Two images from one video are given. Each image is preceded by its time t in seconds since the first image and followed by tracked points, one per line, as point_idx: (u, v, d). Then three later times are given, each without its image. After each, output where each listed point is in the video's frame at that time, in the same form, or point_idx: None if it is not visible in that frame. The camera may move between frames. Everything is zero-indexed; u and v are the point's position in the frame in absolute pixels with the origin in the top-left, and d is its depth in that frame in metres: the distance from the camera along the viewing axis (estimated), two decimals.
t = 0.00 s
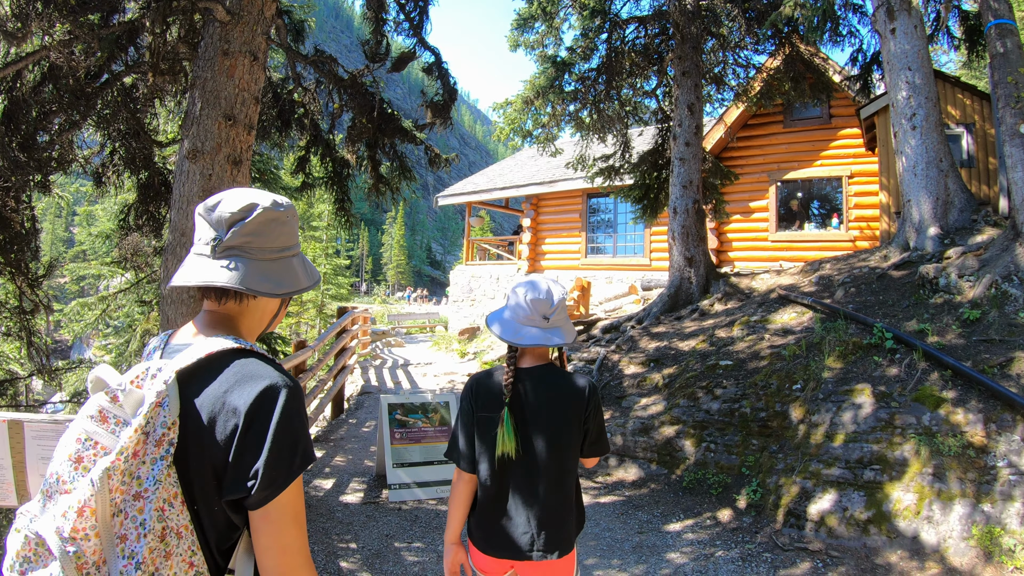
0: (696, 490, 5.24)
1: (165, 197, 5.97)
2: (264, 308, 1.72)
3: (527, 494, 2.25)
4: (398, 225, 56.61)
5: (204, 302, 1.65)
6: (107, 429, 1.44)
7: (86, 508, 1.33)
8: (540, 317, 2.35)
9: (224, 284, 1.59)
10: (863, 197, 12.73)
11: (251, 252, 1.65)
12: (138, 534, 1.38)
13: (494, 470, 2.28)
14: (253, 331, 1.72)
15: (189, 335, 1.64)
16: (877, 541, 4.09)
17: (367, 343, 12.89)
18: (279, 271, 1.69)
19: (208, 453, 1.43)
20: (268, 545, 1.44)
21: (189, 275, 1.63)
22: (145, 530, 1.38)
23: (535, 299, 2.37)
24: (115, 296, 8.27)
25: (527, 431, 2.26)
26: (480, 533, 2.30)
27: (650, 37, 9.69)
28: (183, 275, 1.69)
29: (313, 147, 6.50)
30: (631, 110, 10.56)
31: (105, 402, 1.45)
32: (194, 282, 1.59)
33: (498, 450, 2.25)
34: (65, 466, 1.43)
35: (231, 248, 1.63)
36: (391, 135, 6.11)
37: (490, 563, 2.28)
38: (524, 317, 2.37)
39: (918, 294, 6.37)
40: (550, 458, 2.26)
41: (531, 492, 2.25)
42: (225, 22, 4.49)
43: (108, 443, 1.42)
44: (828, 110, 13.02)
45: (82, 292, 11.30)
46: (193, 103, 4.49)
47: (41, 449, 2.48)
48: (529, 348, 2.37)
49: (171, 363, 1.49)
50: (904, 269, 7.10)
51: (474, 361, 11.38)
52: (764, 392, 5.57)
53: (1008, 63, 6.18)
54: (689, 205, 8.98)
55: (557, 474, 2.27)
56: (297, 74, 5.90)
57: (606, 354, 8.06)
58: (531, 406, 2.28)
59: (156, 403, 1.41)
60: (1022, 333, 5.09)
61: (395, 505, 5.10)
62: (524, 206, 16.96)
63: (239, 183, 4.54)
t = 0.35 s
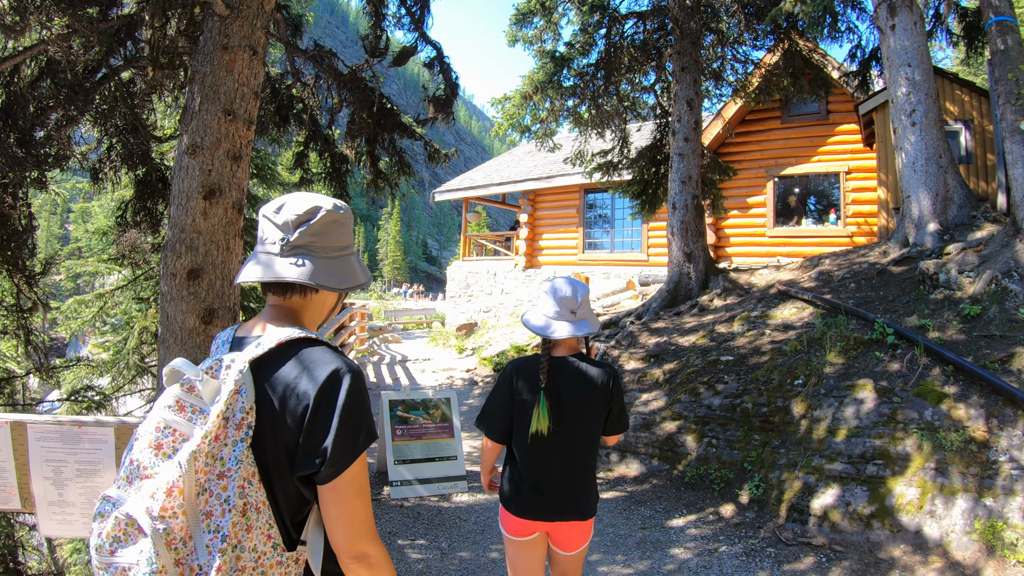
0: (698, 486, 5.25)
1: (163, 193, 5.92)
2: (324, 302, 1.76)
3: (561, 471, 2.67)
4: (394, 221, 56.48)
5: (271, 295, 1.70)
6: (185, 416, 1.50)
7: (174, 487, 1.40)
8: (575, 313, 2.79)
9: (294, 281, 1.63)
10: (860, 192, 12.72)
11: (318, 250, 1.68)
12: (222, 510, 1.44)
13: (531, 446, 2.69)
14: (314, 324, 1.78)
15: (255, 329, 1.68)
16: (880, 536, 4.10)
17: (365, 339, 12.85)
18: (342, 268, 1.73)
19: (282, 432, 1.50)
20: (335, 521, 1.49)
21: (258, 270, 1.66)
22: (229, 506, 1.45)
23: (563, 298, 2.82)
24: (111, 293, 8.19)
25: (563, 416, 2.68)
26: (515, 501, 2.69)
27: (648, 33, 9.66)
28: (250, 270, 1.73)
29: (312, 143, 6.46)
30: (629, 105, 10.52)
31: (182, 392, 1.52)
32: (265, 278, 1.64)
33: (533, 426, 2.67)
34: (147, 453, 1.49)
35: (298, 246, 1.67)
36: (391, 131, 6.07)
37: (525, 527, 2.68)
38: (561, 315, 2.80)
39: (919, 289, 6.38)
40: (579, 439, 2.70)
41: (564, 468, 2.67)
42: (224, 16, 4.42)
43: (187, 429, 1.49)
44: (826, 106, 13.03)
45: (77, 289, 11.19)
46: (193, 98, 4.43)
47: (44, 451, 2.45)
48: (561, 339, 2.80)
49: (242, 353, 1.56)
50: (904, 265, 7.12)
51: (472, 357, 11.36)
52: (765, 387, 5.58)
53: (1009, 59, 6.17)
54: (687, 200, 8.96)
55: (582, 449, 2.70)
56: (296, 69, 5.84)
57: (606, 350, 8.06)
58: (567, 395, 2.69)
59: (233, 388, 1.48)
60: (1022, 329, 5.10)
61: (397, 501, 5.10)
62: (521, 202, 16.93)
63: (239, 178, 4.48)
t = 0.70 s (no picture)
0: (702, 485, 5.24)
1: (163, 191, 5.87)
2: (408, 315, 1.78)
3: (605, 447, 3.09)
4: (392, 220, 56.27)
5: (360, 307, 1.71)
6: (305, 431, 1.50)
7: (316, 498, 1.39)
8: (610, 307, 3.31)
9: (389, 293, 1.65)
10: (859, 191, 12.77)
11: (408, 265, 1.71)
12: (365, 515, 1.46)
13: (578, 422, 3.08)
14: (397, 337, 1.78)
15: (343, 341, 1.67)
16: (884, 535, 4.10)
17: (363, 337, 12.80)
18: (429, 283, 1.76)
19: (395, 435, 1.52)
20: (445, 513, 1.54)
21: (352, 281, 1.68)
22: (371, 511, 1.47)
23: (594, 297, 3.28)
24: (110, 292, 8.13)
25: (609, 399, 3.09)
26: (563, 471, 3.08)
27: (649, 32, 9.65)
28: (336, 279, 1.74)
29: (313, 141, 6.42)
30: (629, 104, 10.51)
31: (297, 406, 1.51)
32: (360, 290, 1.65)
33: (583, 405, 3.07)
34: (269, 470, 1.48)
35: (392, 260, 1.69)
36: (392, 129, 6.04)
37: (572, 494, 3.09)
38: (599, 310, 3.29)
39: (921, 289, 6.39)
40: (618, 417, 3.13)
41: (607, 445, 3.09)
42: (226, 12, 4.33)
43: (310, 442, 1.48)
44: (825, 105, 13.05)
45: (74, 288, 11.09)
46: (193, 94, 4.35)
47: (49, 454, 2.38)
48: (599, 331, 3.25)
49: (355, 364, 1.57)
50: (906, 265, 7.12)
51: (472, 355, 11.32)
52: (768, 386, 5.57)
53: (1012, 59, 6.17)
54: (689, 199, 8.95)
55: (621, 425, 3.13)
56: (297, 66, 5.79)
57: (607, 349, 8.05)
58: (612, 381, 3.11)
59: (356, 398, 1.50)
60: None
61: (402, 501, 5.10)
62: (520, 200, 16.92)
63: (241, 176, 4.41)
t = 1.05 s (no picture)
0: (703, 485, 5.21)
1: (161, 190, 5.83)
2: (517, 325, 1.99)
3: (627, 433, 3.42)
4: (389, 220, 56.14)
5: (482, 318, 1.91)
6: (470, 425, 1.68)
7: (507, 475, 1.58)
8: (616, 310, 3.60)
9: (514, 309, 1.85)
10: (858, 192, 12.81)
11: (527, 285, 1.92)
12: (541, 489, 1.68)
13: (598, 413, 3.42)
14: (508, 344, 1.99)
15: (471, 346, 1.88)
16: (888, 535, 4.08)
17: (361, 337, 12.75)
18: (540, 298, 1.97)
19: (545, 424, 1.74)
20: (583, 488, 1.82)
21: (480, 296, 1.88)
22: (542, 487, 1.69)
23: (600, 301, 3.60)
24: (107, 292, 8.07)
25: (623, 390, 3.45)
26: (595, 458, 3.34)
27: (648, 32, 9.64)
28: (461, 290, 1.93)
29: (312, 140, 6.37)
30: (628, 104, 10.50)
31: (456, 404, 1.70)
32: (488, 305, 1.85)
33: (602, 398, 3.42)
34: (443, 463, 1.64)
35: (515, 279, 1.89)
36: (391, 128, 5.99)
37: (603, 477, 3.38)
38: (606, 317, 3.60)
39: (922, 289, 6.38)
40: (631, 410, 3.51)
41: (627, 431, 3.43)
42: (226, 9, 4.25)
43: (477, 434, 1.67)
44: (824, 105, 13.08)
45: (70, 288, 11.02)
46: (192, 92, 4.29)
47: (46, 458, 2.33)
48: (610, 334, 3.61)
49: (501, 366, 1.77)
50: (907, 264, 7.12)
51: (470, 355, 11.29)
52: (770, 386, 5.55)
53: (1013, 59, 6.16)
54: (688, 199, 8.93)
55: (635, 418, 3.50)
56: (297, 65, 5.74)
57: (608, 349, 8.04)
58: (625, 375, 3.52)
59: (511, 392, 1.72)
60: None
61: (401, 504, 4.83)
62: (518, 201, 16.90)
63: (240, 175, 4.36)
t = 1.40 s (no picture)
0: (702, 493, 5.13)
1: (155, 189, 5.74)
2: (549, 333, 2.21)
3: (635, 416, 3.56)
4: (385, 222, 55.99)
5: (521, 325, 2.11)
6: (529, 415, 1.87)
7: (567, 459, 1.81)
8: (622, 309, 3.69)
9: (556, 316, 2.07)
10: (856, 197, 12.81)
11: (562, 296, 2.15)
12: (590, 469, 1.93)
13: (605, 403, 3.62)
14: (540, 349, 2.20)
15: (514, 350, 2.07)
16: (891, 544, 4.02)
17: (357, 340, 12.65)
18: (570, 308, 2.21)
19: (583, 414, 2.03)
20: (607, 466, 2.20)
21: (523, 306, 2.07)
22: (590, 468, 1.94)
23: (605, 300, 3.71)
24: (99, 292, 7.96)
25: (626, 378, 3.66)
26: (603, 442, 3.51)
27: (648, 35, 9.61)
28: (503, 300, 2.11)
29: (308, 140, 6.28)
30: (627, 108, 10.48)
31: (514, 397, 1.87)
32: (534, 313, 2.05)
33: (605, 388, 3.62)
34: (508, 450, 1.83)
35: (552, 291, 2.12)
36: (388, 128, 5.92)
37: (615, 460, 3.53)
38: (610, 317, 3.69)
39: (923, 294, 6.34)
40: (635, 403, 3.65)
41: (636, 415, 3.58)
42: (221, 6, 4.16)
43: (535, 423, 1.87)
44: (822, 110, 13.11)
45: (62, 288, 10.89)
46: (186, 90, 4.20)
47: (23, 465, 2.24)
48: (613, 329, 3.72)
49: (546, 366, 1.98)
50: (907, 270, 7.08)
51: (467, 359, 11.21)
52: (770, 393, 5.48)
53: (1016, 64, 6.13)
54: (687, 203, 8.88)
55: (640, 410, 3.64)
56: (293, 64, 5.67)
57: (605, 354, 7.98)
58: (631, 366, 3.67)
59: (561, 387, 1.93)
60: None
61: (395, 509, 4.71)
62: (515, 204, 16.84)
63: (234, 174, 4.26)
